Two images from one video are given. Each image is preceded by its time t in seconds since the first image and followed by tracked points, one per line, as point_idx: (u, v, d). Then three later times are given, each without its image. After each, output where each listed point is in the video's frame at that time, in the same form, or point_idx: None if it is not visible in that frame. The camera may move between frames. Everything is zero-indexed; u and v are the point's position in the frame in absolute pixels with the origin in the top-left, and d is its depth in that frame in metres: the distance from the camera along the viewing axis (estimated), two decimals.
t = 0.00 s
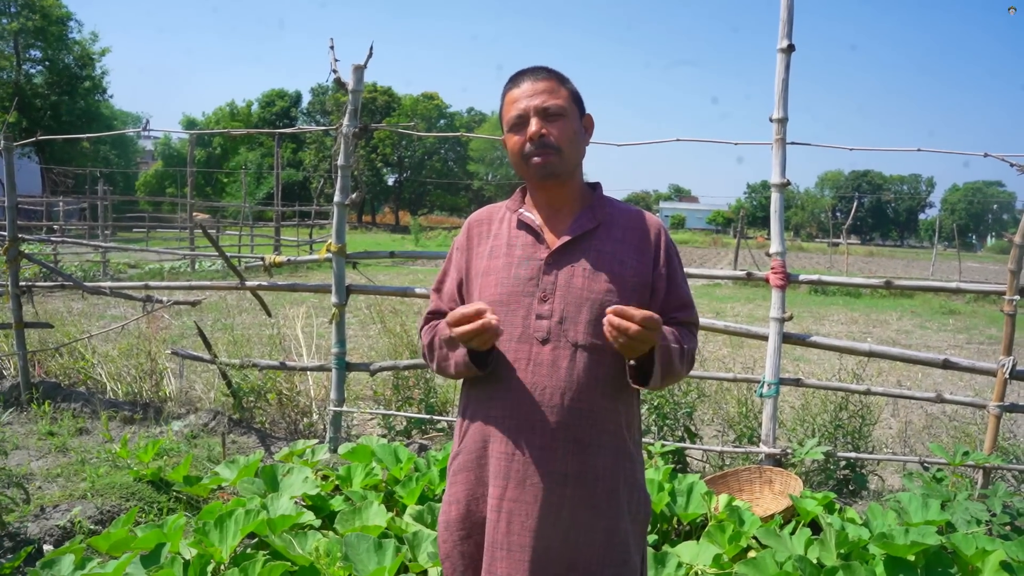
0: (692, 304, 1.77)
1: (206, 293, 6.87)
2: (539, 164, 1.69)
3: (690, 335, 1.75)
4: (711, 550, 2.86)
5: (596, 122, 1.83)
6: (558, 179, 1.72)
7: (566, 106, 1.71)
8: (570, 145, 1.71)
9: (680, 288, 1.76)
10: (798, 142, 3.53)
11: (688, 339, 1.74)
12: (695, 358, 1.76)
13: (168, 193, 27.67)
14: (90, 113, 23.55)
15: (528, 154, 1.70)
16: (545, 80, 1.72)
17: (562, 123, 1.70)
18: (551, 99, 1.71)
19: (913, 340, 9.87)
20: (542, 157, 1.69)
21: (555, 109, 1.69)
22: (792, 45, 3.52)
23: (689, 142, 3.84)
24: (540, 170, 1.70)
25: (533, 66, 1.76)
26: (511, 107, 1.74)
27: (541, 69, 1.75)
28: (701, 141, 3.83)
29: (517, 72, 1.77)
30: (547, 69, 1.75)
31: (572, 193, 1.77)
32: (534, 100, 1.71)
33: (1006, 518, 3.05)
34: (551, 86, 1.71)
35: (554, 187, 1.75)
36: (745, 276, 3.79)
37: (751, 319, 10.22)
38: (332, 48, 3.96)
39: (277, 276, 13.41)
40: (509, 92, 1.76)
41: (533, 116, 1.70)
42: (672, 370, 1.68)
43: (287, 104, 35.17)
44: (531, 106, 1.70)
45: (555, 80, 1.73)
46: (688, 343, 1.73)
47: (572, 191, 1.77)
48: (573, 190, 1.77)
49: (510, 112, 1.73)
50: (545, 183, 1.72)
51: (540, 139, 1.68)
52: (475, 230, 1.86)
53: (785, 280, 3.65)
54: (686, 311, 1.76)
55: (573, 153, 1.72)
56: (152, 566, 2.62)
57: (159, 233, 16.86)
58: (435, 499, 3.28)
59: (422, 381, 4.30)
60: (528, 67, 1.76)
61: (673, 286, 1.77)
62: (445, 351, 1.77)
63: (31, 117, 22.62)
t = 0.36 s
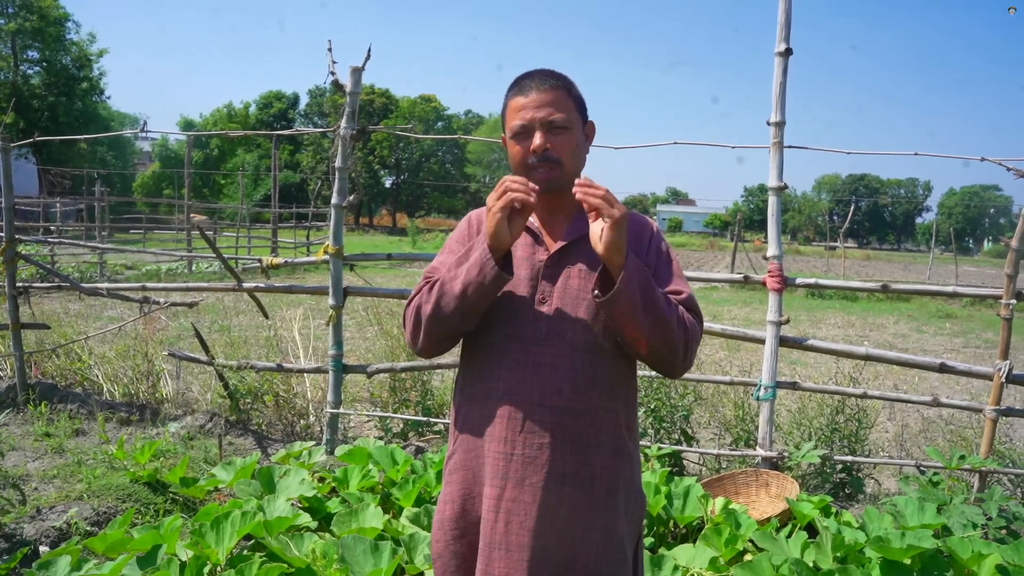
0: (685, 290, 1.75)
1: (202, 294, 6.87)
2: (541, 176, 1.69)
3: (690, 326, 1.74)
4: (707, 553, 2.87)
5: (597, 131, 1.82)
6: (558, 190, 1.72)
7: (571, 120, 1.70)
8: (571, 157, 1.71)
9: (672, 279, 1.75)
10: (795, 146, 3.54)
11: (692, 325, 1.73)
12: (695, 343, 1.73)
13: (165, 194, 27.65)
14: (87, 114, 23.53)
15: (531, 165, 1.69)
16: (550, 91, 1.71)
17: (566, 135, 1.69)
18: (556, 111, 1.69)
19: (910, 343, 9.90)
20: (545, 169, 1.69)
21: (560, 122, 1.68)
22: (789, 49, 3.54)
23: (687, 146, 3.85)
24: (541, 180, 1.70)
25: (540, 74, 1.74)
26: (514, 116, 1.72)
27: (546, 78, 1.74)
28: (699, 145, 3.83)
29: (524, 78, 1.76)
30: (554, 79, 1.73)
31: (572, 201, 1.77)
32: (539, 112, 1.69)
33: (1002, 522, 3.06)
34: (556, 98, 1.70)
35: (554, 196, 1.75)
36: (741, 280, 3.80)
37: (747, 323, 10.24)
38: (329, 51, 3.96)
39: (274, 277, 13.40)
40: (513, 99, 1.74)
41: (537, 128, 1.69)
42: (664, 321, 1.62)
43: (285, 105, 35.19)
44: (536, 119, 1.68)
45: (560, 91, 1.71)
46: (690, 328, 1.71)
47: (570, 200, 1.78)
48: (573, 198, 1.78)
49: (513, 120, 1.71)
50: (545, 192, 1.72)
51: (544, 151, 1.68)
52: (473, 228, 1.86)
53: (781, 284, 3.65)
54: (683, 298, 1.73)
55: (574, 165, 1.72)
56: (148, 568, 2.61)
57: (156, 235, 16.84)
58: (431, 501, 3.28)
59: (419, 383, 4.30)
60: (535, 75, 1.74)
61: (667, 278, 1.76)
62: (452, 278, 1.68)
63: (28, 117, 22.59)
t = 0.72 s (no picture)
0: (681, 292, 1.75)
1: (199, 294, 6.87)
2: (539, 173, 1.69)
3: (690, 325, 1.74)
4: (704, 554, 2.87)
5: (593, 128, 1.82)
6: (556, 186, 1.72)
7: (567, 115, 1.70)
8: (568, 153, 1.71)
9: (668, 280, 1.75)
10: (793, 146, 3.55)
11: (689, 324, 1.73)
12: (691, 342, 1.74)
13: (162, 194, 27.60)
14: (85, 113, 23.49)
15: (529, 162, 1.69)
16: (545, 87, 1.71)
17: (562, 131, 1.69)
18: (552, 108, 1.69)
19: (907, 344, 9.92)
20: (542, 165, 1.69)
21: (557, 118, 1.68)
22: (787, 50, 3.54)
23: (685, 146, 3.85)
24: (539, 177, 1.70)
25: (534, 73, 1.75)
26: (510, 114, 1.73)
27: (541, 76, 1.74)
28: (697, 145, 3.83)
29: (518, 77, 1.76)
30: (549, 76, 1.74)
31: (569, 198, 1.78)
32: (535, 108, 1.69)
33: (999, 522, 3.06)
34: (552, 94, 1.71)
35: (551, 193, 1.74)
36: (739, 280, 3.80)
37: (745, 323, 10.25)
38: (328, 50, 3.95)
39: (272, 277, 13.39)
40: (508, 97, 1.74)
41: (534, 123, 1.69)
42: (657, 328, 1.62)
43: (283, 105, 35.16)
44: (533, 115, 1.69)
45: (555, 88, 1.72)
46: (687, 327, 1.72)
47: (568, 196, 1.78)
48: (570, 195, 1.78)
49: (510, 118, 1.72)
50: (542, 189, 1.72)
51: (541, 146, 1.68)
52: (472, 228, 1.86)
53: (779, 285, 3.66)
54: (679, 299, 1.73)
55: (572, 161, 1.72)
56: (145, 567, 2.61)
57: (153, 234, 16.81)
58: (429, 501, 3.28)
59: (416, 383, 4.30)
60: (530, 74, 1.75)
61: (663, 277, 1.77)
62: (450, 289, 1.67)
63: (26, 116, 22.55)
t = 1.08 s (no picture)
0: (686, 301, 1.76)
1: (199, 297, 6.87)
2: (533, 176, 1.69)
3: (691, 329, 1.75)
4: (703, 558, 2.86)
5: (592, 133, 1.83)
6: (551, 190, 1.72)
7: (562, 119, 1.71)
8: (563, 156, 1.71)
9: (673, 288, 1.76)
10: (792, 151, 3.56)
11: (690, 332, 1.73)
12: (693, 349, 1.75)
13: (162, 197, 27.61)
14: (85, 116, 23.52)
15: (523, 166, 1.70)
16: (542, 92, 1.72)
17: (557, 135, 1.70)
18: (547, 111, 1.70)
19: (906, 348, 9.94)
20: (536, 169, 1.69)
21: (551, 122, 1.68)
22: (786, 54, 3.55)
23: (684, 150, 3.86)
24: (533, 181, 1.70)
25: (533, 77, 1.76)
26: (507, 118, 1.74)
27: (539, 80, 1.75)
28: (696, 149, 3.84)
29: (518, 80, 1.78)
30: (546, 80, 1.75)
31: (566, 203, 1.78)
32: (530, 113, 1.70)
33: (998, 527, 3.07)
34: (547, 98, 1.71)
35: (548, 197, 1.75)
36: (738, 284, 3.80)
37: (744, 327, 10.26)
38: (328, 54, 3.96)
39: (272, 281, 13.40)
40: (506, 102, 1.76)
41: (528, 127, 1.70)
42: (668, 340, 1.64)
43: (282, 108, 35.21)
44: (527, 119, 1.70)
45: (552, 92, 1.73)
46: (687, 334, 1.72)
47: (566, 201, 1.78)
48: (568, 199, 1.78)
49: (506, 122, 1.73)
50: (538, 193, 1.73)
51: (534, 150, 1.68)
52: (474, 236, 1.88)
53: (778, 289, 3.66)
54: (681, 306, 1.74)
55: (568, 165, 1.72)
56: (145, 571, 2.61)
57: (153, 238, 16.81)
58: (428, 505, 3.28)
59: (415, 387, 4.31)
60: (529, 78, 1.76)
61: (666, 284, 1.77)
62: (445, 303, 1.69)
63: (26, 119, 22.57)
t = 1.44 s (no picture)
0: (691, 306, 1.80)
1: (197, 300, 6.87)
2: (540, 185, 1.71)
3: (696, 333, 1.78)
4: (701, 562, 2.86)
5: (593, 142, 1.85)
6: (558, 200, 1.74)
7: (569, 128, 1.73)
8: (571, 166, 1.73)
9: (680, 295, 1.80)
10: (789, 157, 3.57)
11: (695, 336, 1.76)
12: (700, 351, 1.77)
13: (160, 200, 27.61)
14: (83, 120, 23.54)
15: (532, 175, 1.71)
16: (550, 101, 1.73)
17: (565, 145, 1.71)
18: (556, 121, 1.72)
19: (903, 354, 9.95)
20: (544, 179, 1.71)
21: (560, 132, 1.70)
22: (784, 61, 3.57)
23: (683, 156, 3.87)
24: (543, 191, 1.72)
25: (538, 84, 1.77)
26: (513, 126, 1.74)
27: (547, 89, 1.76)
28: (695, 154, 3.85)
29: (521, 87, 1.78)
30: (552, 88, 1.76)
31: (569, 210, 1.80)
32: (539, 122, 1.71)
33: (994, 532, 3.08)
34: (555, 107, 1.73)
35: (552, 206, 1.76)
36: (736, 289, 3.81)
37: (742, 332, 10.27)
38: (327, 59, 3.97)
39: (269, 285, 13.40)
40: (512, 109, 1.75)
41: (537, 137, 1.71)
42: (681, 335, 1.66)
43: (281, 112, 35.23)
44: (537, 129, 1.70)
45: (561, 102, 1.74)
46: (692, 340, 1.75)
47: (569, 209, 1.80)
48: (570, 208, 1.80)
49: (513, 131, 1.73)
50: (543, 202, 1.74)
51: (545, 161, 1.70)
52: (473, 242, 1.89)
53: (776, 294, 3.67)
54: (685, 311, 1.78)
55: (574, 175, 1.74)
56: (143, 574, 2.62)
57: (151, 241, 16.80)
58: (426, 509, 3.29)
59: (414, 391, 4.31)
60: (533, 84, 1.77)
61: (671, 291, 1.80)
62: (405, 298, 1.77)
63: (24, 123, 22.58)
